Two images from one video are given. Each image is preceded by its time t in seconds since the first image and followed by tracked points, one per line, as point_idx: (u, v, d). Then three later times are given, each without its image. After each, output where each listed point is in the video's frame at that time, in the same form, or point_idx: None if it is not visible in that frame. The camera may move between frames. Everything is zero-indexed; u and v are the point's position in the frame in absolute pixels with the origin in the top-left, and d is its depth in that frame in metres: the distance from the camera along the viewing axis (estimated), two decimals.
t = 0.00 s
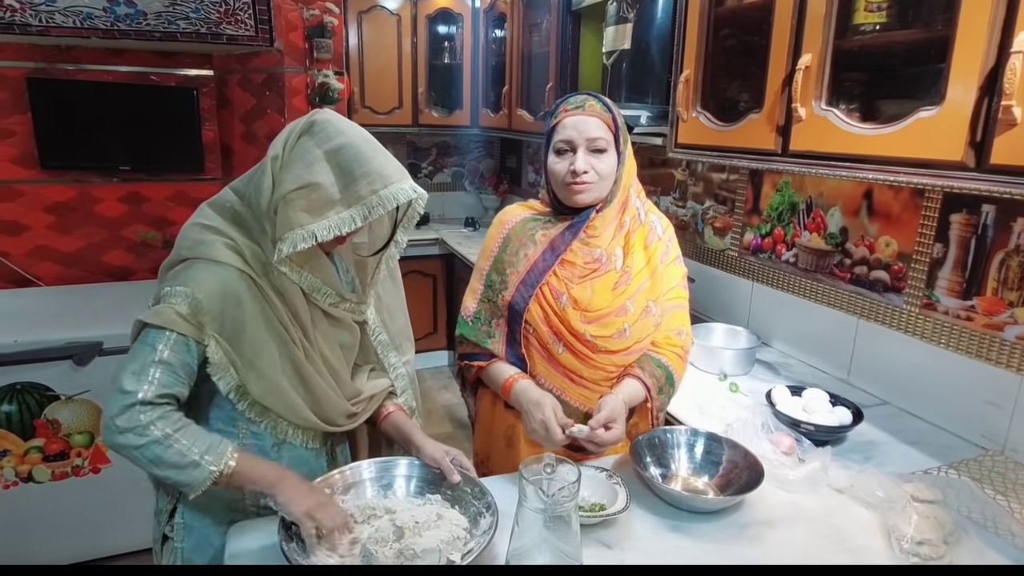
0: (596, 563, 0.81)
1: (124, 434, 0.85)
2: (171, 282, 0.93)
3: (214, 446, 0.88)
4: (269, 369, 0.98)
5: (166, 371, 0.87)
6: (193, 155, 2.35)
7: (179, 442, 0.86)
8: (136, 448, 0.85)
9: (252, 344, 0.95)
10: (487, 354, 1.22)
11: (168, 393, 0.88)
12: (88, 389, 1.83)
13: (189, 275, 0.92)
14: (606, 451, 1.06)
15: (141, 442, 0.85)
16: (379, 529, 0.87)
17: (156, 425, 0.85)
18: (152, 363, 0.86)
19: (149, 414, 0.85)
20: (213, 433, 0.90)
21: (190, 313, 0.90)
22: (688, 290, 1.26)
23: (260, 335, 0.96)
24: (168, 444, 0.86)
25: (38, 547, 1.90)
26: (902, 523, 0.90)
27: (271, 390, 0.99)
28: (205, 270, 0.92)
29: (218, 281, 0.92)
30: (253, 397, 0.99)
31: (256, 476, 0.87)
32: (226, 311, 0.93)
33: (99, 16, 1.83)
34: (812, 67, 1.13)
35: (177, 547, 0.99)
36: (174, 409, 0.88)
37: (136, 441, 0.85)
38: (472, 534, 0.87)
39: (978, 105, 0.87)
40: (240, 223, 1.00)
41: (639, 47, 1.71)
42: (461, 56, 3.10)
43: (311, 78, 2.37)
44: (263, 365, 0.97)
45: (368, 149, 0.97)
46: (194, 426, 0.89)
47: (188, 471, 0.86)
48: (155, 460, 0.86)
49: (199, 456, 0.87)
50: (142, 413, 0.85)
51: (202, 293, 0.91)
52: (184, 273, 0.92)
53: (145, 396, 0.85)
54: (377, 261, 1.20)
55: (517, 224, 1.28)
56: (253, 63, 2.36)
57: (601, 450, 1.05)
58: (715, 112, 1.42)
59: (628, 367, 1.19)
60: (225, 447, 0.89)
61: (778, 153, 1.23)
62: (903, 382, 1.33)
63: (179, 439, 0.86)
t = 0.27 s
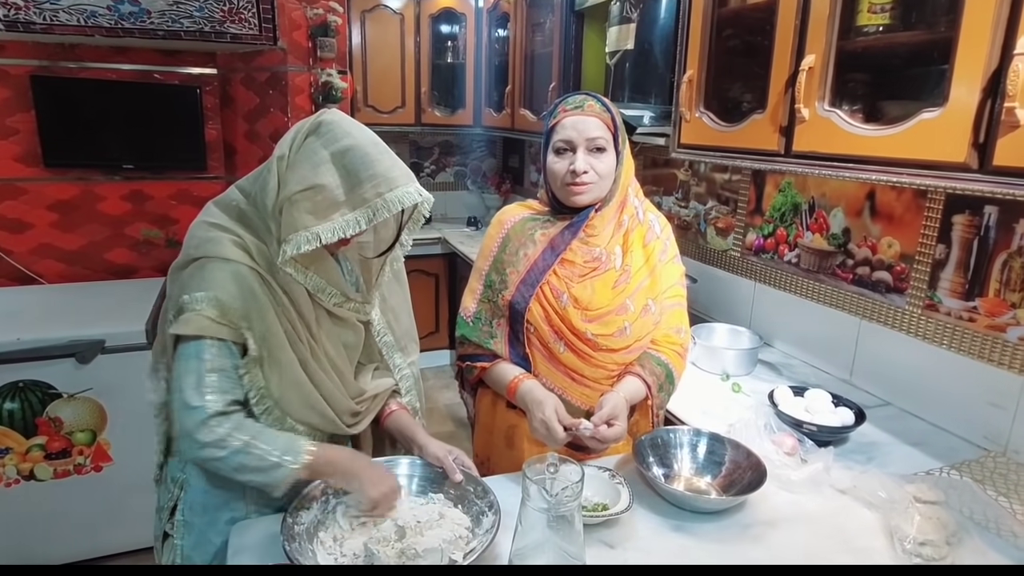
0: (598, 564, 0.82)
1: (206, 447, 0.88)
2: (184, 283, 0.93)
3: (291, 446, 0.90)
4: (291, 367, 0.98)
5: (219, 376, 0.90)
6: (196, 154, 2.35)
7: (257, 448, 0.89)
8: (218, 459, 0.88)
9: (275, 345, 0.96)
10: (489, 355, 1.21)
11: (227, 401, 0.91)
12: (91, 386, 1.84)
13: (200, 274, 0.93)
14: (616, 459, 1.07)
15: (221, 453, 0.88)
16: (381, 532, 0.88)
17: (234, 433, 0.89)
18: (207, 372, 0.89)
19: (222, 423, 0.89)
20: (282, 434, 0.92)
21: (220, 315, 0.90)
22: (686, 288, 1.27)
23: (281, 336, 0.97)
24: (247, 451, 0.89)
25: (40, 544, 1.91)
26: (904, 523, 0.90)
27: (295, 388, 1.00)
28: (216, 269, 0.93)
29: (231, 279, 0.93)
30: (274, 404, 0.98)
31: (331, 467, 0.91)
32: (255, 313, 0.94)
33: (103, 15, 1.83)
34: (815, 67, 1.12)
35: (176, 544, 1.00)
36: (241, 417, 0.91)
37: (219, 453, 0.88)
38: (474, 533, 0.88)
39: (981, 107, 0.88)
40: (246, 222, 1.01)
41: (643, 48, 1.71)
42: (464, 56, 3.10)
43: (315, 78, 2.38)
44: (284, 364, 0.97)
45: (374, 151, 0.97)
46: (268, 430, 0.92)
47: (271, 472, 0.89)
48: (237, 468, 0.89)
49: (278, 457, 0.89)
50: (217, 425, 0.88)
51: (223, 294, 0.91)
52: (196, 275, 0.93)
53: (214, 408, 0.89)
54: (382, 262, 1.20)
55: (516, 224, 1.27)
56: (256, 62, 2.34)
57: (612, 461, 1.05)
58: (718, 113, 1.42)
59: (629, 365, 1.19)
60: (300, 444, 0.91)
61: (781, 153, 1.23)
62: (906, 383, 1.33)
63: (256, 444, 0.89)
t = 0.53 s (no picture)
0: (602, 563, 0.82)
1: (260, 442, 0.93)
2: (196, 287, 0.95)
3: (338, 451, 0.95)
4: (311, 366, 1.00)
5: (259, 374, 0.94)
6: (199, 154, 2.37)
7: (307, 448, 0.94)
8: (271, 456, 0.93)
9: (290, 345, 0.98)
10: (493, 358, 1.22)
11: (273, 399, 0.94)
12: (94, 387, 1.85)
13: (209, 276, 0.94)
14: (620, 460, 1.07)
15: (274, 450, 0.92)
16: (384, 531, 0.85)
17: (286, 433, 0.93)
18: (246, 371, 0.92)
19: (273, 421, 0.93)
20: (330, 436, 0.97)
21: (243, 317, 0.93)
22: (688, 289, 1.27)
23: (296, 336, 0.98)
24: (298, 450, 0.93)
25: (44, 543, 1.92)
26: (907, 523, 0.90)
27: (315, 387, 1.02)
28: (225, 270, 0.94)
29: (239, 280, 0.94)
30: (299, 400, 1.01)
31: (374, 475, 0.95)
32: (277, 314, 0.97)
33: (108, 16, 1.84)
34: (817, 70, 1.13)
35: (181, 544, 1.02)
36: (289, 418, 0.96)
37: (271, 450, 0.92)
38: (478, 535, 0.88)
39: (983, 109, 0.88)
40: (249, 223, 1.02)
41: (646, 49, 1.72)
42: (467, 57, 3.11)
43: (319, 79, 2.37)
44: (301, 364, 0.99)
45: (373, 149, 0.98)
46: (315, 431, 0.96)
47: (318, 473, 0.93)
48: (286, 466, 0.93)
49: (326, 459, 0.94)
50: (269, 421, 0.93)
51: (238, 296, 0.93)
52: (207, 279, 0.94)
53: (264, 403, 0.93)
54: (384, 261, 1.21)
55: (518, 225, 1.27)
56: (260, 63, 2.35)
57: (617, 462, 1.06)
58: (721, 114, 1.43)
59: (631, 367, 1.20)
60: (346, 448, 0.96)
61: (783, 155, 1.23)
62: (908, 384, 1.34)
63: (307, 444, 0.94)
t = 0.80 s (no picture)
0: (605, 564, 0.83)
1: (182, 443, 0.87)
2: (194, 284, 0.94)
3: (268, 456, 0.90)
4: (296, 367, 1.00)
5: (211, 376, 0.90)
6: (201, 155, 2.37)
7: (236, 452, 0.89)
8: (194, 457, 0.87)
9: (281, 345, 0.98)
10: (494, 360, 1.22)
11: (215, 399, 0.90)
12: (95, 388, 1.86)
13: (209, 274, 0.94)
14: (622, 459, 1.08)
15: (199, 452, 0.87)
16: (388, 530, 0.86)
17: (215, 434, 0.88)
18: (199, 371, 0.89)
19: (206, 421, 0.88)
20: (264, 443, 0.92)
21: (221, 316, 0.92)
22: (690, 290, 1.28)
23: (286, 337, 0.98)
24: (226, 453, 0.88)
25: (46, 543, 1.93)
26: (909, 523, 0.91)
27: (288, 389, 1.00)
28: (227, 269, 0.94)
29: (239, 280, 0.94)
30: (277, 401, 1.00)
31: (307, 486, 0.89)
32: (256, 314, 0.96)
33: (110, 17, 1.81)
34: (818, 71, 1.14)
35: (189, 548, 1.01)
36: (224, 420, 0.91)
37: (195, 451, 0.87)
38: (482, 535, 0.89)
39: (983, 110, 0.88)
40: (255, 223, 1.02)
41: (647, 50, 1.72)
42: (468, 58, 3.12)
43: (320, 79, 2.39)
44: (286, 365, 0.99)
45: (380, 151, 0.99)
46: (247, 437, 0.91)
47: (244, 480, 0.88)
48: (211, 470, 0.88)
49: (254, 465, 0.89)
50: (198, 423, 0.88)
51: (228, 294, 0.93)
52: (203, 274, 0.94)
53: (201, 405, 0.88)
54: (388, 262, 1.22)
55: (519, 227, 1.28)
56: (261, 64, 2.37)
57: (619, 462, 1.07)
58: (722, 115, 1.43)
59: (633, 367, 1.20)
60: (278, 456, 0.91)
61: (784, 156, 1.24)
62: (910, 384, 1.34)
63: (236, 448, 0.89)
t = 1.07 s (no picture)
0: (612, 563, 0.83)
1: (175, 442, 0.86)
2: (195, 282, 0.95)
3: (262, 448, 0.89)
4: (300, 366, 1.00)
5: (207, 373, 0.89)
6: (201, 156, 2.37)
7: (229, 446, 0.87)
8: (187, 455, 0.86)
9: (282, 344, 0.98)
10: (497, 361, 1.23)
11: (207, 395, 0.89)
12: (97, 389, 1.86)
13: (212, 274, 0.94)
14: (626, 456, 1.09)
15: (191, 449, 0.86)
16: (394, 532, 0.88)
17: (204, 430, 0.86)
18: (193, 367, 0.88)
19: (196, 419, 0.87)
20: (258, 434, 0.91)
21: (222, 315, 0.92)
22: (693, 288, 1.28)
23: (289, 336, 0.98)
24: (219, 449, 0.87)
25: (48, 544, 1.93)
26: (914, 520, 0.92)
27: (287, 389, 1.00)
28: (231, 269, 0.94)
29: (244, 280, 0.95)
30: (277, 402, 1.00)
31: (301, 472, 0.89)
32: (256, 314, 0.96)
33: (109, 17, 1.84)
34: (820, 69, 1.14)
35: (194, 548, 1.02)
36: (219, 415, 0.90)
37: (188, 449, 0.86)
38: (488, 534, 0.89)
39: (986, 107, 0.89)
40: (259, 223, 1.02)
41: (648, 49, 1.72)
42: (469, 57, 3.12)
43: (321, 79, 2.40)
44: (288, 365, 0.99)
45: (387, 154, 0.99)
46: (241, 430, 0.90)
47: (240, 474, 0.87)
48: (206, 466, 0.87)
49: (249, 459, 0.87)
50: (189, 419, 0.86)
51: (228, 293, 0.93)
52: (204, 274, 0.95)
53: (192, 401, 0.87)
54: (393, 263, 1.22)
55: (521, 227, 1.29)
56: (262, 64, 2.38)
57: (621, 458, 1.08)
58: (724, 114, 1.43)
59: (637, 366, 1.21)
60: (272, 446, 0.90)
61: (787, 154, 1.24)
62: (913, 381, 1.35)
63: (230, 443, 0.88)
